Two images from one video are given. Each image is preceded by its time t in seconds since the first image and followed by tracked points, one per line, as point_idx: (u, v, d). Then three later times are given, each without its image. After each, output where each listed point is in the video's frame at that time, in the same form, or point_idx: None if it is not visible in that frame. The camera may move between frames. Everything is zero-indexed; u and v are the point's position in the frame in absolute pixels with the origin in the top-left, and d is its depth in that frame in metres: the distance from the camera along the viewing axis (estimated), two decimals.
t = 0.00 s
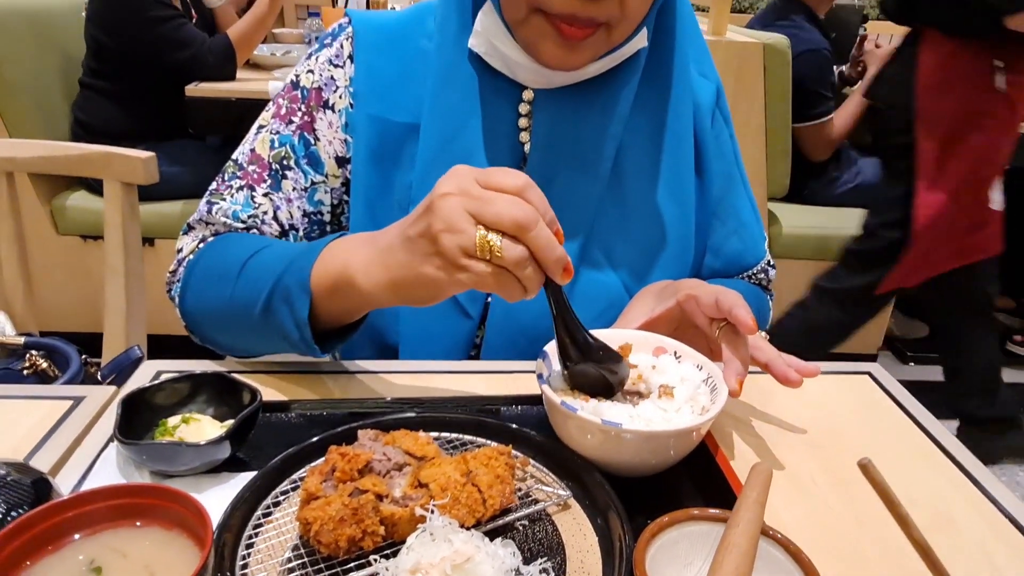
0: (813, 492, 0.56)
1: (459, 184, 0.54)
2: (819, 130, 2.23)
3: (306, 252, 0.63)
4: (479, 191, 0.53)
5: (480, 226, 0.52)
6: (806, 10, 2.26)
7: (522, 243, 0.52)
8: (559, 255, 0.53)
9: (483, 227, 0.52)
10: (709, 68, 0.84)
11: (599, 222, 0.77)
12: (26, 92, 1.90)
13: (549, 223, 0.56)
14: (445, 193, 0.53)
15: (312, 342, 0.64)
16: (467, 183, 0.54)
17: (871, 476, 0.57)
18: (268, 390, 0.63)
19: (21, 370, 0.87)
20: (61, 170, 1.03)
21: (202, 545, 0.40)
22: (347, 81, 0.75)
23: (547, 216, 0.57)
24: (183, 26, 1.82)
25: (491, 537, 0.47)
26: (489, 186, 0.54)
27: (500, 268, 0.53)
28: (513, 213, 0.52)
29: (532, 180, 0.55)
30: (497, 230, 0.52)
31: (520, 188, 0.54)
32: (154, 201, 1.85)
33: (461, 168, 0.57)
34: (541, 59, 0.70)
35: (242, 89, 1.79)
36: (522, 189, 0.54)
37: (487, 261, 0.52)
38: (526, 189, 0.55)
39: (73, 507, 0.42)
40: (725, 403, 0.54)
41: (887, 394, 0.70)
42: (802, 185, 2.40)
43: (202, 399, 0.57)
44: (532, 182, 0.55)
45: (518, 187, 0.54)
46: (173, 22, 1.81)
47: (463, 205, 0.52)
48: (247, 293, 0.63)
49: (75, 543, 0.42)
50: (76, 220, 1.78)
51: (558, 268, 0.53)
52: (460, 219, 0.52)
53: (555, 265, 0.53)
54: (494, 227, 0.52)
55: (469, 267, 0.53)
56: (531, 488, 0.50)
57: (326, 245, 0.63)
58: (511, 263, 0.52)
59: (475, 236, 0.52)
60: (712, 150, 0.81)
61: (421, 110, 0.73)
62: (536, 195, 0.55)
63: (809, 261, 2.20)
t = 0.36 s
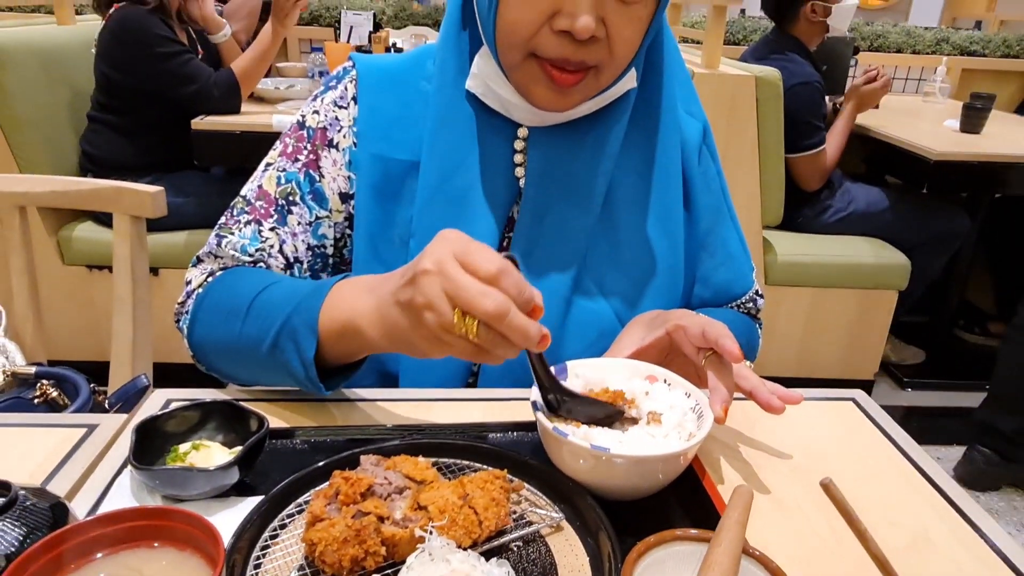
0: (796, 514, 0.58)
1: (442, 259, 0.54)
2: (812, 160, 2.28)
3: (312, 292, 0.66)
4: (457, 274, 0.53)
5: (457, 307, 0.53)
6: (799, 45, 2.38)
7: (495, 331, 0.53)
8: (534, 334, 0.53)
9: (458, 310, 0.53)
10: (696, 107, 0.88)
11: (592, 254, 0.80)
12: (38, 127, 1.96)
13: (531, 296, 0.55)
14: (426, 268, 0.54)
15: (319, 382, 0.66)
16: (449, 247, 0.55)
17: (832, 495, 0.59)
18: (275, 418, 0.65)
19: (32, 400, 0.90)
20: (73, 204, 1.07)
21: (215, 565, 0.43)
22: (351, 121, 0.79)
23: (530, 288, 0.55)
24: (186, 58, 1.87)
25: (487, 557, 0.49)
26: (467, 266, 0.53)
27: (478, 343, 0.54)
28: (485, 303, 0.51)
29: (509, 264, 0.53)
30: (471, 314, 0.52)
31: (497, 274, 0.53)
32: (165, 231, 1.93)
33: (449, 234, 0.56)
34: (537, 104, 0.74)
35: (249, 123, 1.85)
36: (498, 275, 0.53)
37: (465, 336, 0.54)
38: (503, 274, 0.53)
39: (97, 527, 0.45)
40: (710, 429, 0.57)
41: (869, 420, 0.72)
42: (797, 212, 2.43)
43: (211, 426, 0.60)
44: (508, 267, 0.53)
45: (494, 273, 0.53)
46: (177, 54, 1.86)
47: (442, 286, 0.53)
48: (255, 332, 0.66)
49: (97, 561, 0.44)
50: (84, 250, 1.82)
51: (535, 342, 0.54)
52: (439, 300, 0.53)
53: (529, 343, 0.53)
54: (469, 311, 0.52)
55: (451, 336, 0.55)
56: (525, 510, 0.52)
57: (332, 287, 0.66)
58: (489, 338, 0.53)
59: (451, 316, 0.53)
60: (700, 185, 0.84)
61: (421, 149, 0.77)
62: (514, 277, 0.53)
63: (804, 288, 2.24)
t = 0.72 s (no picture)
0: (793, 539, 0.59)
1: (405, 347, 0.58)
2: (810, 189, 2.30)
3: (318, 327, 0.68)
4: (417, 364, 0.58)
5: (427, 392, 0.58)
6: (795, 76, 2.43)
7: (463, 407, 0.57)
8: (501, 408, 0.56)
9: (427, 395, 0.58)
10: (692, 142, 0.91)
11: (592, 285, 0.82)
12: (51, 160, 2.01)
13: (495, 364, 0.55)
14: (394, 359, 0.59)
15: (326, 417, 0.68)
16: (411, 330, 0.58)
17: (817, 520, 0.61)
18: (283, 447, 0.67)
19: (43, 428, 0.91)
20: (85, 237, 1.10)
21: None
22: (358, 160, 0.82)
23: (490, 356, 0.55)
24: (148, 101, 1.95)
25: None
26: (426, 351, 0.57)
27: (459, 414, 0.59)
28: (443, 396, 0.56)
29: (460, 351, 0.55)
30: (436, 401, 0.58)
31: (448, 363, 0.56)
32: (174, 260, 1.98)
33: (412, 311, 0.59)
34: (539, 139, 0.76)
35: (257, 155, 1.89)
36: (451, 363, 0.56)
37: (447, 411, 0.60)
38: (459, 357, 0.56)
39: (111, 551, 0.46)
40: (706, 455, 0.58)
41: (865, 445, 0.74)
42: (797, 239, 2.44)
43: (221, 454, 0.62)
44: (459, 354, 0.55)
45: (447, 362, 0.56)
46: (143, 96, 1.95)
47: (410, 375, 0.58)
48: (263, 364, 0.68)
49: None
50: (91, 280, 1.85)
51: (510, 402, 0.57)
52: (411, 387, 0.59)
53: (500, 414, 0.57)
54: (435, 397, 0.58)
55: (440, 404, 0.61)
56: (526, 535, 0.53)
57: (335, 321, 0.69)
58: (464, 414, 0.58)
59: (425, 402, 0.59)
60: (697, 216, 0.87)
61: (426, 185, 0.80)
62: (468, 361, 0.55)
63: (805, 315, 2.25)
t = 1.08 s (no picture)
0: (788, 561, 0.61)
1: (416, 344, 0.61)
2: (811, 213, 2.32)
3: (325, 358, 0.71)
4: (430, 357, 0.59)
5: (435, 388, 0.60)
6: (795, 101, 2.47)
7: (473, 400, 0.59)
8: (509, 399, 0.58)
9: (436, 391, 0.60)
10: (689, 172, 0.93)
11: (592, 313, 0.84)
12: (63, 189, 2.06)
13: (503, 357, 0.59)
14: (403, 359, 0.61)
15: (330, 441, 0.70)
16: (419, 331, 0.61)
17: (802, 541, 0.61)
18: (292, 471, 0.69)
19: (57, 453, 0.94)
20: (98, 265, 1.13)
21: None
22: (363, 193, 0.85)
23: (499, 350, 0.59)
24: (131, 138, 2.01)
25: None
26: (433, 347, 0.60)
27: (462, 415, 0.61)
28: (455, 385, 0.58)
29: (473, 339, 0.59)
30: (445, 394, 0.59)
31: (461, 351, 0.59)
32: (187, 286, 2.03)
33: (421, 316, 0.62)
34: (540, 171, 0.79)
35: (266, 183, 1.93)
36: (463, 351, 0.59)
37: (450, 411, 0.61)
38: (467, 349, 0.59)
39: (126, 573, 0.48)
40: (702, 478, 0.60)
41: (862, 468, 0.75)
42: (799, 261, 2.45)
43: (231, 478, 0.63)
44: (473, 341, 0.59)
45: (459, 350, 0.59)
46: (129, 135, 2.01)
47: (419, 371, 0.60)
48: (270, 391, 0.70)
49: None
50: (101, 306, 1.89)
51: (515, 404, 0.59)
52: (419, 385, 0.61)
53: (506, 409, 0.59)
54: (444, 390, 0.59)
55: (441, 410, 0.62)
56: (527, 557, 0.55)
57: (342, 349, 0.72)
58: (469, 410, 0.60)
59: (432, 400, 0.60)
60: (694, 245, 0.89)
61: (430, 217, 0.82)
62: (479, 350, 0.59)
63: (808, 338, 2.27)
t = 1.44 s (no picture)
0: None
1: (449, 319, 0.62)
2: (815, 233, 2.33)
3: (332, 380, 0.72)
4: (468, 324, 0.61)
5: (472, 354, 0.60)
6: (797, 124, 2.49)
7: (510, 364, 0.60)
8: (543, 365, 0.60)
9: (474, 355, 0.60)
10: (688, 195, 0.95)
11: (593, 336, 0.85)
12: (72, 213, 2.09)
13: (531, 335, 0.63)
14: (437, 332, 0.62)
15: (337, 461, 0.70)
16: (455, 311, 0.63)
17: (796, 559, 0.61)
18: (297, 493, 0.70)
19: (63, 476, 0.94)
20: (106, 289, 1.14)
21: None
22: (367, 218, 0.86)
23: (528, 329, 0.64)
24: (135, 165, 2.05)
25: None
26: (471, 317, 0.62)
27: (496, 385, 0.60)
28: (496, 342, 0.59)
29: (506, 308, 0.63)
30: (485, 354, 0.60)
31: (497, 317, 0.62)
32: (194, 308, 2.05)
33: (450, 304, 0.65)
34: (541, 196, 0.81)
35: (272, 206, 1.96)
36: (499, 317, 0.62)
37: (484, 382, 0.60)
38: (504, 317, 0.63)
39: None
40: (703, 499, 0.60)
41: (862, 489, 0.75)
42: (803, 281, 2.46)
43: (238, 500, 0.64)
44: (507, 309, 0.63)
45: (495, 316, 0.62)
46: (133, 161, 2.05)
47: (456, 339, 0.61)
48: (276, 412, 0.72)
49: None
50: (109, 328, 1.90)
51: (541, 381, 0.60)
52: (456, 351, 0.61)
53: (540, 378, 0.60)
54: (482, 352, 0.60)
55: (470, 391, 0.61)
56: None
57: (351, 373, 0.73)
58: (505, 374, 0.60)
59: (468, 366, 0.60)
60: (694, 266, 0.90)
61: (433, 241, 0.84)
62: (511, 319, 0.62)
63: (812, 358, 2.27)
